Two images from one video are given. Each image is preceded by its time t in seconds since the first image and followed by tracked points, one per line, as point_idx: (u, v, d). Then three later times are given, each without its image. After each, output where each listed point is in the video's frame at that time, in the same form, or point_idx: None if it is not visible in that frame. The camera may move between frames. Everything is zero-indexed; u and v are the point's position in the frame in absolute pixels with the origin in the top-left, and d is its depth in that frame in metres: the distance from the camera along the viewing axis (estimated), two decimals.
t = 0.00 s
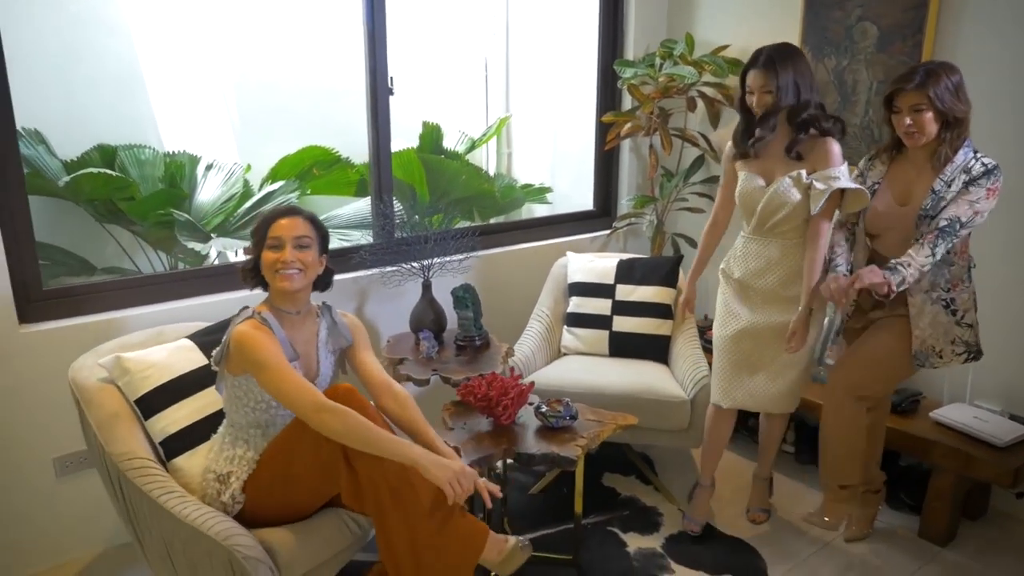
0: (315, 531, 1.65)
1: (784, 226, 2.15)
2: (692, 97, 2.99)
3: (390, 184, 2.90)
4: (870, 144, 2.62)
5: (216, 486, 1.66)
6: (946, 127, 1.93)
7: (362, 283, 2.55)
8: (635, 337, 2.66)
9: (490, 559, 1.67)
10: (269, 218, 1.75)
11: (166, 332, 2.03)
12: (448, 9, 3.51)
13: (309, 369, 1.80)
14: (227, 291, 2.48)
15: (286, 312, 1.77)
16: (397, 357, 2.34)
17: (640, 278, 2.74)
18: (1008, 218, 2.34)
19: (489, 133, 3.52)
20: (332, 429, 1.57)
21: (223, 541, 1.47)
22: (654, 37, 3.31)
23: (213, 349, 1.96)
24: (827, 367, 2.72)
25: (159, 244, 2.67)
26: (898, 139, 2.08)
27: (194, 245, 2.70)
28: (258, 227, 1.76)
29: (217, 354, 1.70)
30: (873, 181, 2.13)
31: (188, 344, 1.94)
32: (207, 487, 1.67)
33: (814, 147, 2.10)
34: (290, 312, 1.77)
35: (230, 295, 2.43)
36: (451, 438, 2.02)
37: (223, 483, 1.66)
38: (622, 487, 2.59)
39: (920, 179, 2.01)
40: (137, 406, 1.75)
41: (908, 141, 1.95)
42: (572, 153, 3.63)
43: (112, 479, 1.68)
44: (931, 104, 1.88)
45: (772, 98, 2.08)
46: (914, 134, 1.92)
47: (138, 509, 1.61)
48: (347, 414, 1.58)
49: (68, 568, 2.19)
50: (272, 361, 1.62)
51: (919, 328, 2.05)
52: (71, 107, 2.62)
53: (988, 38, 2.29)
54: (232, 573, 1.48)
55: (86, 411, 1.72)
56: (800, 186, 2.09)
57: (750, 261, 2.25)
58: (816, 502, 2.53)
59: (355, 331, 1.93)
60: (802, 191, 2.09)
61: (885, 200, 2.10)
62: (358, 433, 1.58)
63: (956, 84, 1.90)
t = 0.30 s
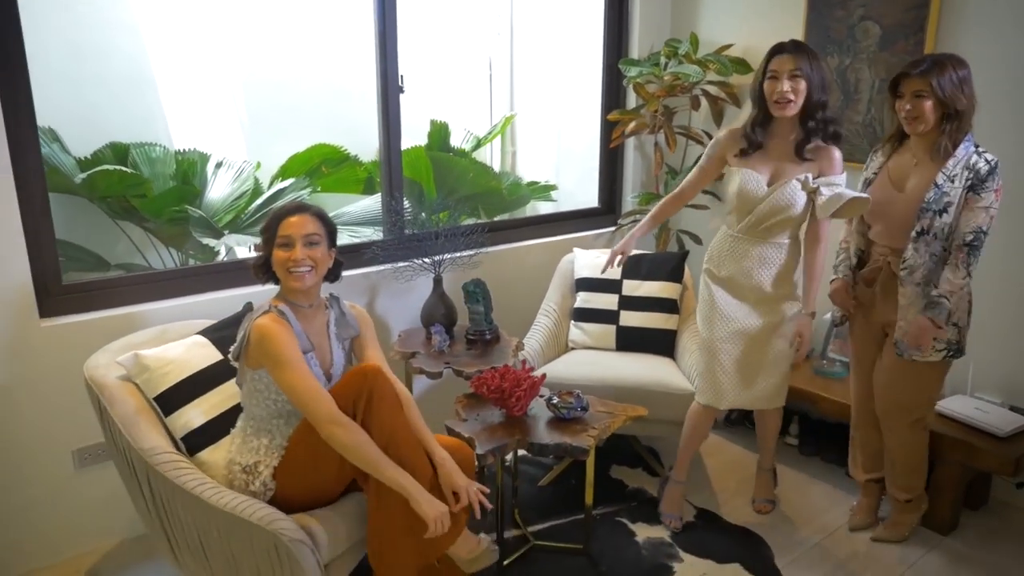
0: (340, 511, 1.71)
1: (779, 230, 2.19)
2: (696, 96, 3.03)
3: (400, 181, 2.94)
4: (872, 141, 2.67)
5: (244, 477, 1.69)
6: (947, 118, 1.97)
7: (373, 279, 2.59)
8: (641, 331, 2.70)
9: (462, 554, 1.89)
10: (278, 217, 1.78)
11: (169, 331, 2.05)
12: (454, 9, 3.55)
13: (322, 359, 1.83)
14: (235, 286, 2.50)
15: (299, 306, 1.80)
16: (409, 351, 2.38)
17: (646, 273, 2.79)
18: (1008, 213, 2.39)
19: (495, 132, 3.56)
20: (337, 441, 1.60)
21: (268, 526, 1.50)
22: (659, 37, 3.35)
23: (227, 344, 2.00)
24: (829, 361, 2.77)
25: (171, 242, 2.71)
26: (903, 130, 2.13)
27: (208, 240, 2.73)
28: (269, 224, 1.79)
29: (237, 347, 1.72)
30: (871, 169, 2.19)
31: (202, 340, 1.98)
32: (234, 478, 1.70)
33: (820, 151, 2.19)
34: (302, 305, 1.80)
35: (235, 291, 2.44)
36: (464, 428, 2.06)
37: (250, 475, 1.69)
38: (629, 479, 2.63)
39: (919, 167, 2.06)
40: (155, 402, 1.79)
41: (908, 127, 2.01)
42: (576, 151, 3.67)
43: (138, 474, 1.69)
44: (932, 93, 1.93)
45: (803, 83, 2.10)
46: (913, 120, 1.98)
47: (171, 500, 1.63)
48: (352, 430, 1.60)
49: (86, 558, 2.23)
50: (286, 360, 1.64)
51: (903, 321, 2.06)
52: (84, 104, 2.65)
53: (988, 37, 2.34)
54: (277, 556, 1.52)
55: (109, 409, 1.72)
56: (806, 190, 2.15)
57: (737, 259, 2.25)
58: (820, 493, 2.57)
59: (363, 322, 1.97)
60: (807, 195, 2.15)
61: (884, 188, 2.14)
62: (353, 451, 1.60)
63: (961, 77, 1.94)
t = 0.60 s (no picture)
0: (365, 496, 1.76)
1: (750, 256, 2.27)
2: (699, 94, 3.07)
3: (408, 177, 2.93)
4: (873, 138, 2.71)
5: (268, 471, 1.73)
6: (955, 113, 2.01)
7: (381, 275, 2.62)
8: (646, 326, 2.74)
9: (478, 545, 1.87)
10: (296, 209, 1.77)
11: (172, 329, 2.06)
12: (458, 7, 3.58)
13: (334, 350, 1.85)
14: (242, 283, 2.51)
15: (311, 300, 1.82)
16: (418, 346, 2.41)
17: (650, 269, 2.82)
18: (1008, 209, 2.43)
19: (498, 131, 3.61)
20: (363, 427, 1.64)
21: (306, 513, 1.57)
22: (662, 35, 3.38)
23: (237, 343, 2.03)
24: (832, 355, 2.79)
25: (180, 239, 2.74)
26: (911, 126, 2.17)
27: (218, 237, 2.76)
28: (282, 213, 1.78)
29: (252, 343, 1.75)
30: (878, 166, 2.22)
31: (213, 337, 2.00)
32: (258, 471, 1.73)
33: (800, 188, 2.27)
34: (314, 298, 1.82)
35: (243, 288, 2.46)
36: (475, 421, 2.09)
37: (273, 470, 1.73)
38: (636, 472, 2.66)
39: (930, 162, 2.09)
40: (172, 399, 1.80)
41: (916, 122, 2.04)
42: (578, 148, 3.70)
43: (159, 470, 1.70)
44: (940, 88, 1.97)
45: (802, 115, 2.12)
46: (922, 115, 2.01)
47: (198, 494, 1.66)
48: (376, 415, 1.64)
49: (101, 551, 2.25)
50: (308, 354, 1.67)
51: (924, 315, 2.10)
52: (92, 103, 2.67)
53: (988, 35, 2.38)
54: (314, 541, 1.58)
55: (128, 407, 1.73)
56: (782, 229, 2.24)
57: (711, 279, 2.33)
58: (823, 485, 2.61)
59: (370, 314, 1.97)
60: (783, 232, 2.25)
61: (896, 183, 2.16)
62: (385, 434, 1.64)
63: (969, 73, 1.98)
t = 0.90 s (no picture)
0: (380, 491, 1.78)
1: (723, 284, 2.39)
2: (698, 92, 3.09)
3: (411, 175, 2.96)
4: (872, 135, 2.73)
5: (286, 468, 1.77)
6: (958, 110, 2.04)
7: (383, 272, 2.64)
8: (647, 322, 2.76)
9: None
10: (315, 205, 1.72)
11: (171, 328, 2.07)
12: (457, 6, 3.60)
13: (335, 341, 1.85)
14: (241, 282, 2.51)
15: (308, 292, 1.80)
16: (422, 342, 2.43)
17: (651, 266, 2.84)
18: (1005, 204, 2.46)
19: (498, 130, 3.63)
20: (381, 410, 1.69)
21: (328, 503, 1.61)
22: (661, 34, 3.40)
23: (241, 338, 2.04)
24: (830, 350, 2.82)
25: (183, 238, 2.75)
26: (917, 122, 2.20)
27: (223, 235, 2.78)
28: (297, 211, 1.70)
29: (253, 349, 1.75)
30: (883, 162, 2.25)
31: (216, 335, 2.01)
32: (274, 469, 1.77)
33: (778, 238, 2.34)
34: (312, 292, 1.80)
35: (241, 286, 2.45)
36: (479, 415, 2.10)
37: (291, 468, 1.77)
38: (638, 467, 2.68)
39: (935, 158, 2.12)
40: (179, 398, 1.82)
41: (920, 120, 2.08)
42: (578, 146, 3.73)
43: (171, 468, 1.71)
44: (940, 87, 2.00)
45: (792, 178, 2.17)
46: (924, 114, 2.05)
47: (213, 490, 1.67)
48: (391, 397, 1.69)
49: (107, 546, 2.27)
50: (314, 352, 1.68)
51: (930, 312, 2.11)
52: (93, 104, 2.68)
53: (986, 33, 2.41)
54: (333, 532, 1.62)
55: (137, 406, 1.74)
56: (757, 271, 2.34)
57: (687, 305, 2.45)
58: (822, 479, 2.64)
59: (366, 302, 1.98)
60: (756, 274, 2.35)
61: (900, 179, 2.19)
62: (404, 415, 1.70)
63: (970, 70, 2.00)
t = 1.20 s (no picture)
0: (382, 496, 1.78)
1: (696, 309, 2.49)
2: (693, 90, 3.10)
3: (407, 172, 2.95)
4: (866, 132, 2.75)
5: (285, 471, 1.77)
6: (946, 107, 2.05)
7: (380, 270, 2.65)
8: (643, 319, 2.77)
9: None
10: (320, 203, 1.73)
11: (169, 326, 2.08)
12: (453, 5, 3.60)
13: (335, 339, 1.85)
14: (240, 279, 2.52)
15: (305, 291, 1.80)
16: (418, 339, 2.43)
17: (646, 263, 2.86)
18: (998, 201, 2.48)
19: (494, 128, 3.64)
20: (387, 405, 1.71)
21: (323, 501, 1.62)
22: (657, 32, 3.41)
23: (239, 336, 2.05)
24: (826, 347, 2.83)
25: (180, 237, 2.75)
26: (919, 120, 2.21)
27: (220, 233, 2.79)
28: (304, 209, 1.70)
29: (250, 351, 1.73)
30: (886, 152, 2.26)
31: (215, 332, 2.02)
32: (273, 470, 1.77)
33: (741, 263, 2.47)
34: (310, 290, 1.80)
35: (241, 283, 2.47)
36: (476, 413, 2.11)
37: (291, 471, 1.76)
38: (635, 464, 2.69)
39: (933, 154, 2.12)
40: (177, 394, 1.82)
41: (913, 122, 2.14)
42: (574, 144, 3.73)
43: (170, 466, 1.72)
44: (919, 91, 2.08)
45: (743, 207, 2.31)
46: (916, 116, 2.11)
47: (210, 486, 1.68)
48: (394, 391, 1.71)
49: (106, 544, 2.27)
50: (312, 354, 1.67)
51: (919, 303, 2.11)
52: (92, 103, 2.68)
53: (979, 31, 2.43)
54: (331, 529, 1.63)
55: (136, 403, 1.74)
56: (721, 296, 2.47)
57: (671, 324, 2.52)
58: (818, 475, 2.65)
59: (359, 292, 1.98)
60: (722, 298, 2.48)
61: (899, 174, 2.21)
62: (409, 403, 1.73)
63: (954, 69, 2.03)
